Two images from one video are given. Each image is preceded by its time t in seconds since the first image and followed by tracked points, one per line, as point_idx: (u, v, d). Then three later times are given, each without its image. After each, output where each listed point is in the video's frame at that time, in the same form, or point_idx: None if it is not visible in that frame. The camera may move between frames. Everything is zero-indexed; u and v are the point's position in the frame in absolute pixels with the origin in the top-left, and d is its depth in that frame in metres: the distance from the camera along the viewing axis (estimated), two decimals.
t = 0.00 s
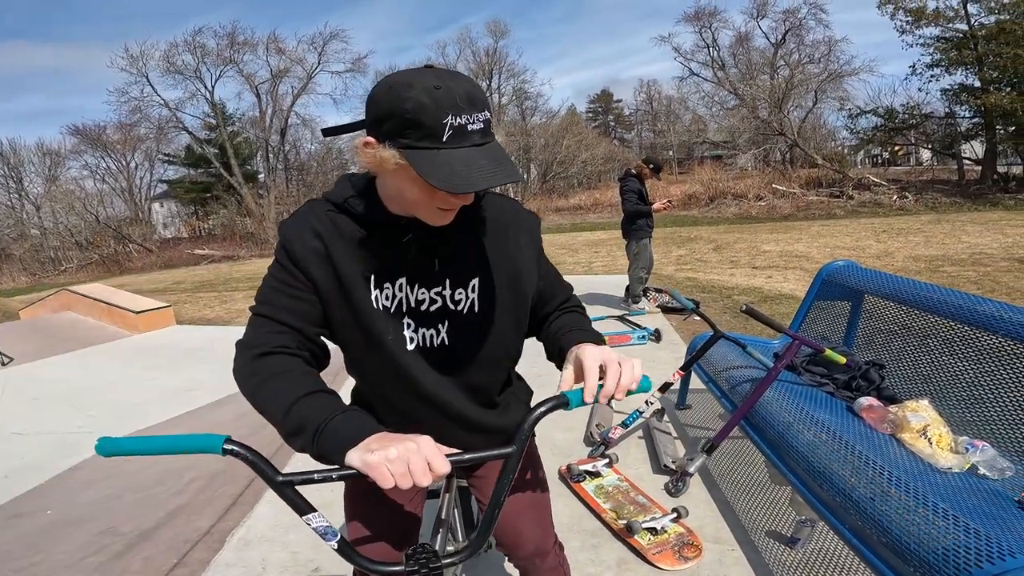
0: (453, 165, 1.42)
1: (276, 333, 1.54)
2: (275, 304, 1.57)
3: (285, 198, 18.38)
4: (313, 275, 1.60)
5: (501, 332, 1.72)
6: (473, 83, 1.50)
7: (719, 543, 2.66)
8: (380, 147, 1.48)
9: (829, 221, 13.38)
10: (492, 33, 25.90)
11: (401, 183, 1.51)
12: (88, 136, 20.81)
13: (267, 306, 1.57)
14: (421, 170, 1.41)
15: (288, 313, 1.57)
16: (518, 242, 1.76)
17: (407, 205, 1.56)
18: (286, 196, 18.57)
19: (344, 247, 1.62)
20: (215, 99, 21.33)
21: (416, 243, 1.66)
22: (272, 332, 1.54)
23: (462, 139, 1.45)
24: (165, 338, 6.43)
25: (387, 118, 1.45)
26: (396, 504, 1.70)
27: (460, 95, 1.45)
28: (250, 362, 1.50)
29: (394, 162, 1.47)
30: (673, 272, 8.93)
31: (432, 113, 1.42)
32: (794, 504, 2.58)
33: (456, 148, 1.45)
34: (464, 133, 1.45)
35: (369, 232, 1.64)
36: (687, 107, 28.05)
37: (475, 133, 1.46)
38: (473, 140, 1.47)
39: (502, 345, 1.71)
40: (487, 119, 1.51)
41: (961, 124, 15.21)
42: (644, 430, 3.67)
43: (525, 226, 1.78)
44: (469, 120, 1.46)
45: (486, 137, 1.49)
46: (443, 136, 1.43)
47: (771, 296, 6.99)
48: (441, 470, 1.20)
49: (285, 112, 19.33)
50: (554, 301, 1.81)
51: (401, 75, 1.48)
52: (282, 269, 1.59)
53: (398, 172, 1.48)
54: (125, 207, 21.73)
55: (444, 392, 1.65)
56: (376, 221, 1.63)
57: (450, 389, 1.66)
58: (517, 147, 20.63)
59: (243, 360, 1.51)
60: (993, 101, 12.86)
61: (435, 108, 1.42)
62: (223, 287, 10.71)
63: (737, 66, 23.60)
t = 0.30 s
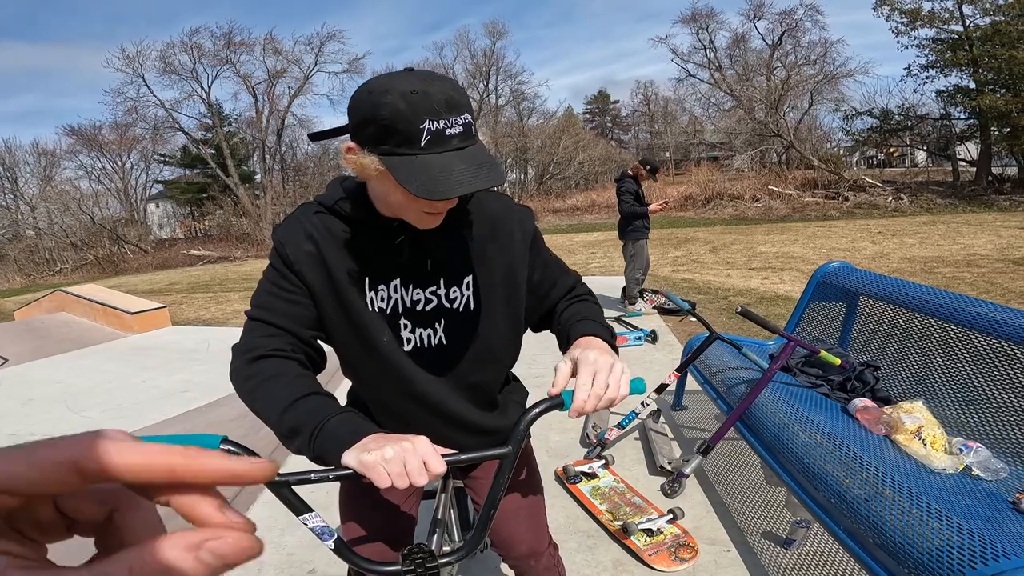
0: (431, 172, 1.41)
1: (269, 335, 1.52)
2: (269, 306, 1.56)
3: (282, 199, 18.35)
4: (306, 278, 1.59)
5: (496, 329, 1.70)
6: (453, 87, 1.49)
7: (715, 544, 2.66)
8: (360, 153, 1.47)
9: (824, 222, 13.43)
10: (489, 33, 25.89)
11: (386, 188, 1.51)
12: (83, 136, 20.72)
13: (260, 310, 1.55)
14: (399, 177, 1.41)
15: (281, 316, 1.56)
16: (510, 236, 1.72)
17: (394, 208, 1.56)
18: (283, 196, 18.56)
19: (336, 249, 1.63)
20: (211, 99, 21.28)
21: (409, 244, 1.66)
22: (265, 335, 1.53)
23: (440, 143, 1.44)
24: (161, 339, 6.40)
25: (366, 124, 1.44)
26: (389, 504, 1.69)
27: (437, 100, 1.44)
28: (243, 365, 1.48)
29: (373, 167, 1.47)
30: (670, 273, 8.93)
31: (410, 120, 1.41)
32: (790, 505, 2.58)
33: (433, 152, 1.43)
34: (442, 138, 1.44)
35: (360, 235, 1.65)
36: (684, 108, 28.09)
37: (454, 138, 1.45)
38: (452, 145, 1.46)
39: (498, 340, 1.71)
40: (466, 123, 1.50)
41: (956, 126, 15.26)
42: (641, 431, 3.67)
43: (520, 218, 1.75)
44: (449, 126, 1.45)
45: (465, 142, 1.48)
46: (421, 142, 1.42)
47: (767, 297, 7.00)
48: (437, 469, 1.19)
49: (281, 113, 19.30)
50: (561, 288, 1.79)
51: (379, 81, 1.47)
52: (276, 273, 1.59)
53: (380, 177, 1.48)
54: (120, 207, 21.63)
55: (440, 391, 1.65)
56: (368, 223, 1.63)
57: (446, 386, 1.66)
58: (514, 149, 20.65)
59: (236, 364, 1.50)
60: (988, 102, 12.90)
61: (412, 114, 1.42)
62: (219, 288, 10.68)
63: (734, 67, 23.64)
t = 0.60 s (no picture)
0: (404, 181, 1.41)
1: (264, 340, 1.52)
2: (263, 312, 1.56)
3: (279, 200, 18.33)
4: (299, 283, 1.59)
5: (491, 325, 1.69)
6: (420, 91, 1.47)
7: (711, 545, 2.66)
8: (337, 164, 1.48)
9: (821, 223, 13.47)
10: (487, 34, 25.89)
11: (366, 195, 1.52)
12: (79, 136, 20.66)
13: (255, 315, 1.55)
14: (371, 187, 1.41)
15: (275, 320, 1.56)
16: (500, 234, 1.71)
17: (376, 213, 1.55)
18: (280, 196, 18.54)
19: (327, 253, 1.63)
20: (208, 100, 21.26)
21: (399, 246, 1.66)
22: (261, 339, 1.52)
23: (410, 153, 1.43)
24: (157, 340, 6.38)
25: (337, 137, 1.44)
26: (383, 506, 1.69)
27: (404, 107, 1.42)
28: (239, 371, 1.47)
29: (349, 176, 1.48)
30: (666, 275, 8.94)
31: (378, 129, 1.41)
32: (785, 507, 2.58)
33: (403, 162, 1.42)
34: (412, 145, 1.43)
35: (348, 237, 1.65)
36: (681, 109, 28.15)
37: (424, 145, 1.44)
38: (423, 151, 1.44)
39: (493, 335, 1.69)
40: (437, 127, 1.48)
41: (952, 127, 15.32)
42: (636, 433, 3.67)
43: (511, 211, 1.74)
44: (418, 132, 1.44)
45: (437, 147, 1.46)
46: (391, 151, 1.42)
47: (763, 299, 7.01)
48: (428, 472, 1.19)
49: (278, 113, 19.30)
50: (564, 269, 1.74)
51: (348, 89, 1.46)
52: (268, 279, 1.59)
53: (356, 185, 1.49)
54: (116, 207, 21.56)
55: (435, 391, 1.65)
56: (359, 226, 1.63)
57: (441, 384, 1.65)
58: (511, 150, 20.67)
59: (232, 370, 1.50)
60: (983, 104, 12.91)
61: (380, 123, 1.41)
62: (217, 289, 10.67)
63: (731, 68, 23.68)
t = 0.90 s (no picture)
0: (382, 181, 1.41)
1: (259, 342, 1.52)
2: (257, 314, 1.56)
3: (276, 200, 18.28)
4: (292, 284, 1.59)
5: (488, 322, 1.68)
6: (398, 91, 1.46)
7: (708, 546, 2.66)
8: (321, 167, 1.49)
9: (818, 224, 13.50)
10: (485, 34, 25.89)
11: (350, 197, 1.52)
12: (76, 136, 20.62)
13: (250, 318, 1.56)
14: (350, 188, 1.41)
15: (270, 322, 1.56)
16: (489, 230, 1.71)
17: (365, 214, 1.55)
18: (277, 197, 18.50)
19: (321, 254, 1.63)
20: (205, 100, 21.24)
21: (391, 246, 1.65)
22: (255, 341, 1.52)
23: (386, 152, 1.42)
24: (154, 340, 6.37)
25: (316, 141, 1.44)
26: (379, 506, 1.69)
27: (379, 107, 1.41)
28: (233, 372, 1.48)
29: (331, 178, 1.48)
30: (664, 275, 8.96)
31: (354, 130, 1.40)
32: (783, 508, 2.57)
33: (378, 161, 1.42)
34: (389, 145, 1.42)
35: (341, 238, 1.64)
36: (679, 110, 28.17)
37: (400, 145, 1.43)
38: (400, 150, 1.44)
39: (490, 333, 1.68)
40: (415, 126, 1.47)
41: (948, 128, 15.36)
42: (634, 433, 3.67)
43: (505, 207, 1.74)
44: (393, 132, 1.43)
45: (414, 145, 1.45)
46: (368, 151, 1.41)
47: (761, 299, 7.03)
48: (422, 472, 1.18)
49: (276, 114, 19.30)
50: (558, 263, 1.74)
51: (325, 91, 1.45)
52: (261, 283, 1.60)
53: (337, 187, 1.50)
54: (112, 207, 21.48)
55: (431, 389, 1.64)
56: (351, 227, 1.63)
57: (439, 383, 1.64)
58: (509, 151, 20.70)
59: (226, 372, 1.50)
60: (980, 105, 12.96)
61: (355, 123, 1.40)
62: (214, 289, 10.67)
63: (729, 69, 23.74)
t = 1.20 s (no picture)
0: (382, 183, 1.40)
1: (250, 347, 1.50)
2: (247, 319, 1.54)
3: (273, 200, 18.23)
4: (287, 288, 1.58)
5: (492, 316, 1.68)
6: (395, 91, 1.46)
7: (709, 546, 2.66)
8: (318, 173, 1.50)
9: (815, 225, 13.51)
10: (482, 35, 25.89)
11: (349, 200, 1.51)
12: (73, 136, 20.58)
13: (241, 323, 1.54)
14: (350, 191, 1.41)
15: (261, 327, 1.54)
16: (490, 225, 1.70)
17: (366, 217, 1.54)
18: (275, 197, 18.46)
19: (318, 256, 1.62)
20: (203, 100, 21.22)
21: (391, 249, 1.64)
22: (245, 347, 1.50)
23: (387, 154, 1.41)
24: (150, 340, 6.36)
25: (313, 143, 1.43)
26: (378, 507, 1.68)
27: (376, 107, 1.41)
28: (223, 379, 1.45)
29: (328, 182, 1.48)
30: (662, 275, 8.96)
31: (351, 132, 1.40)
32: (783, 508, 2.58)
33: (379, 162, 1.41)
34: (388, 145, 1.41)
35: (339, 239, 1.63)
36: (677, 110, 28.20)
37: (401, 147, 1.42)
38: (401, 151, 1.43)
39: (496, 326, 1.69)
40: (414, 125, 1.46)
41: (945, 129, 15.40)
42: (633, 434, 3.67)
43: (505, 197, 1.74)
44: (391, 131, 1.42)
45: (415, 146, 1.44)
46: (367, 153, 1.41)
47: (759, 300, 7.03)
48: (423, 474, 1.18)
49: (273, 113, 19.29)
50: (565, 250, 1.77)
51: (320, 93, 1.45)
52: (255, 287, 1.58)
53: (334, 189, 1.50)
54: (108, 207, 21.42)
55: (433, 387, 1.64)
56: (347, 229, 1.62)
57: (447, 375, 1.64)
58: (507, 151, 20.69)
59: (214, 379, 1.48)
60: (976, 105, 12.99)
61: (353, 124, 1.40)
62: (211, 289, 10.66)
63: (727, 70, 23.78)
